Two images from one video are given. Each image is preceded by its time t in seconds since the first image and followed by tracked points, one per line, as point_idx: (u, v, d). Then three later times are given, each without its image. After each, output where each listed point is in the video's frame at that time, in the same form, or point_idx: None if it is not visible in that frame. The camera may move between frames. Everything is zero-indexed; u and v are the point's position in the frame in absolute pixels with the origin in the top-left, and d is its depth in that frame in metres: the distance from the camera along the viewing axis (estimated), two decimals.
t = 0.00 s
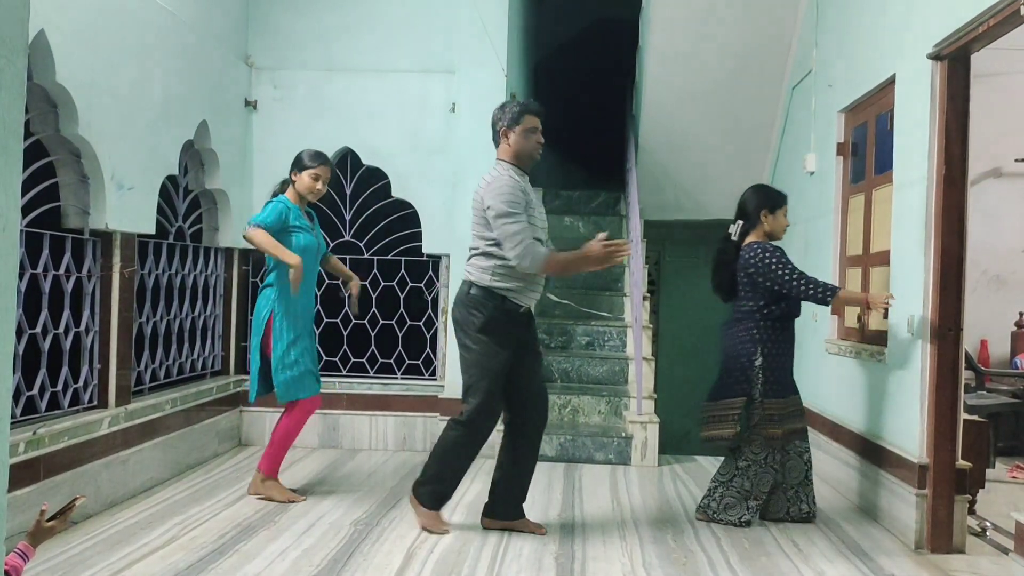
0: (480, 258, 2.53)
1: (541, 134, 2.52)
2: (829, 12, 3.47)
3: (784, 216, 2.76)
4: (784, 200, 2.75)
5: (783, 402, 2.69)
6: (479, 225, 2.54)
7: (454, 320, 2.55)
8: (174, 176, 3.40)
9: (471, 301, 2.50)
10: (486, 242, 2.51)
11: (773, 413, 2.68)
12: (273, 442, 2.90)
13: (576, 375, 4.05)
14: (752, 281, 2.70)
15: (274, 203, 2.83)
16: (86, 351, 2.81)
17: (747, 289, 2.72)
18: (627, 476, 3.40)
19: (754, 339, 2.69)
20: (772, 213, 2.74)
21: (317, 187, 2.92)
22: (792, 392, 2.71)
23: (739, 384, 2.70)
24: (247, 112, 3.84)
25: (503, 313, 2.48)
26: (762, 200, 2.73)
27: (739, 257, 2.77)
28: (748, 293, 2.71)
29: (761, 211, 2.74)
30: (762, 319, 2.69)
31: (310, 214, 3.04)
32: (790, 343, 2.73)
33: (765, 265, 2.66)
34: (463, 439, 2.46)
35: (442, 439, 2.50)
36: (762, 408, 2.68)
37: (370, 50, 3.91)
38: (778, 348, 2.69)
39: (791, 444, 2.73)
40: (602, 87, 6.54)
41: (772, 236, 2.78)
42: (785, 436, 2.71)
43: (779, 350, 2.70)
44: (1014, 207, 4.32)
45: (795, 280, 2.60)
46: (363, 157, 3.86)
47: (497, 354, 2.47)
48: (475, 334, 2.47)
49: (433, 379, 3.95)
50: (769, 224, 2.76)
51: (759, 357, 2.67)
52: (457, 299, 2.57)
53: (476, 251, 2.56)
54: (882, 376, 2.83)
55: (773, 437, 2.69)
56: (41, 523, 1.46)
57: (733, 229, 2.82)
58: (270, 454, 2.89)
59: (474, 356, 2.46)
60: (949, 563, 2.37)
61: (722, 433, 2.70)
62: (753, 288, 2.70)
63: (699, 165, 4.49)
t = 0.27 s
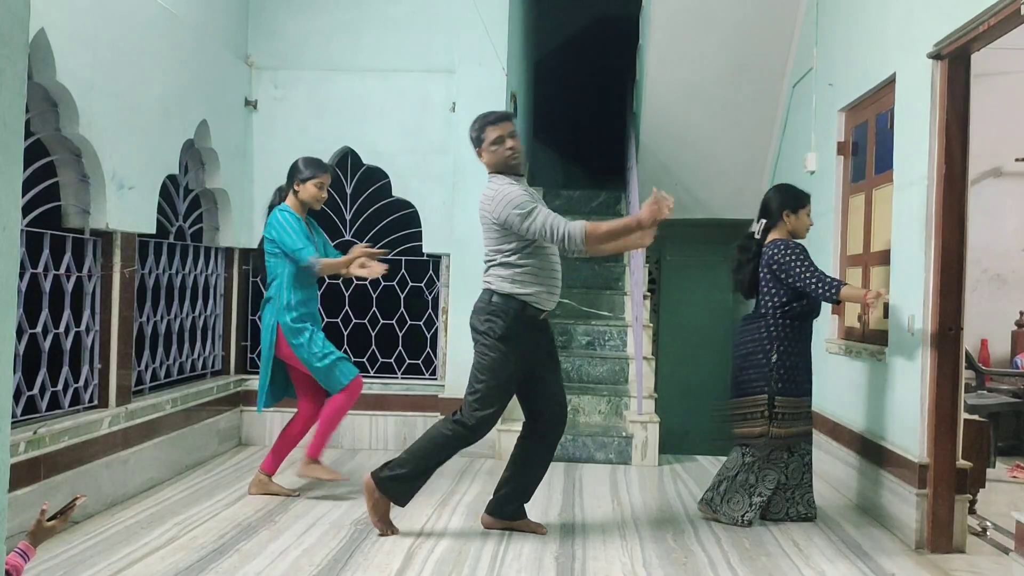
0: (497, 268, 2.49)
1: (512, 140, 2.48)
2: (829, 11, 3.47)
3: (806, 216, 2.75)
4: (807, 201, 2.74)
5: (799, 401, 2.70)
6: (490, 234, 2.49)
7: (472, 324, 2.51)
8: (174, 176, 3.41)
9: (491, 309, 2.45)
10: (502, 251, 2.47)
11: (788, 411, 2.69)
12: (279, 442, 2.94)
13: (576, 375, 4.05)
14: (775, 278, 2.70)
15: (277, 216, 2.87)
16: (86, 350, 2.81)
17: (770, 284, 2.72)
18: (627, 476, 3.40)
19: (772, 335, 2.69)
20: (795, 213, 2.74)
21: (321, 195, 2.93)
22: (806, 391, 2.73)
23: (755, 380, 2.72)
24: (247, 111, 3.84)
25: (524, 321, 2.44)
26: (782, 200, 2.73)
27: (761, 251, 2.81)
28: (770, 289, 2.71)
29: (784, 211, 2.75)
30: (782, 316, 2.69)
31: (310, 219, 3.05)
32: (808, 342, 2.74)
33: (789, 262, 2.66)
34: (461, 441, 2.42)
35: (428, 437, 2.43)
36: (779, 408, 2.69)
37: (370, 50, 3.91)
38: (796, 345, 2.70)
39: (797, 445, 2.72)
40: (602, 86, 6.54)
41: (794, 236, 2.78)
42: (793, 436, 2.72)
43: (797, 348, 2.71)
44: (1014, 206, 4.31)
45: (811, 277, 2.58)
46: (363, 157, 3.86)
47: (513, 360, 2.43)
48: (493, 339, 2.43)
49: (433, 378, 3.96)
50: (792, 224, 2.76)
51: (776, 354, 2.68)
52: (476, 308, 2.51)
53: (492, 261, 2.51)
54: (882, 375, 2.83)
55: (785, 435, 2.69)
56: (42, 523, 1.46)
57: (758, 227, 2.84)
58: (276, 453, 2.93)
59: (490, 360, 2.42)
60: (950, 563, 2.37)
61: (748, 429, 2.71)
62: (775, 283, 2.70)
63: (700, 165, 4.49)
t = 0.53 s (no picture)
0: (503, 268, 2.49)
1: (502, 141, 2.47)
2: (829, 11, 3.47)
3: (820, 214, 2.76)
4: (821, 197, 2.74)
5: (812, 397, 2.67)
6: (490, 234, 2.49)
7: (479, 321, 2.51)
8: (174, 176, 3.41)
9: (499, 306, 2.45)
10: (505, 251, 2.47)
11: (800, 407, 2.66)
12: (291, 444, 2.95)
13: (576, 375, 4.05)
14: (784, 273, 2.70)
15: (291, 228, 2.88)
16: (86, 350, 2.81)
17: (780, 279, 2.71)
18: (627, 476, 3.40)
19: (783, 330, 2.69)
20: (807, 209, 2.74)
21: (339, 200, 2.93)
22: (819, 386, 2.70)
23: (767, 376, 2.72)
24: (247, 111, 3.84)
25: (532, 319, 2.43)
26: (796, 196, 2.74)
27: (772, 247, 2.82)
28: (780, 284, 2.71)
29: (796, 206, 2.75)
30: (793, 310, 2.68)
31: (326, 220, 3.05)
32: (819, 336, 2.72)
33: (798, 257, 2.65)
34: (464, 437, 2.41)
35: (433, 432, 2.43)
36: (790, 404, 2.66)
37: (370, 50, 3.91)
38: (807, 340, 2.69)
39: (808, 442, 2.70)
40: (602, 87, 6.54)
41: (807, 232, 2.78)
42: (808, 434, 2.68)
43: (808, 342, 2.70)
44: (1013, 206, 4.32)
45: (818, 271, 2.57)
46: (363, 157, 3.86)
47: (520, 358, 2.43)
48: (501, 335, 2.43)
49: (433, 378, 3.96)
50: (803, 220, 2.76)
51: (787, 348, 2.67)
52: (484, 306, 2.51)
53: (498, 262, 2.52)
54: (882, 375, 2.83)
55: (795, 431, 2.66)
56: (42, 523, 1.46)
57: (771, 223, 2.86)
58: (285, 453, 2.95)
59: (496, 356, 2.42)
60: (949, 563, 2.37)
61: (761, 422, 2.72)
62: (785, 278, 2.69)
63: (700, 165, 4.49)
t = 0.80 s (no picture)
0: (501, 267, 2.49)
1: (501, 139, 2.47)
2: (829, 12, 3.47)
3: (825, 209, 2.73)
4: (826, 194, 2.70)
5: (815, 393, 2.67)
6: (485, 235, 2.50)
7: (478, 320, 2.51)
8: (173, 176, 3.40)
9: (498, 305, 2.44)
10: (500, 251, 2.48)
11: (802, 403, 2.66)
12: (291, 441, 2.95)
13: (576, 375, 4.06)
14: (789, 270, 2.70)
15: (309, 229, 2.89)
16: (85, 350, 2.81)
17: (785, 275, 2.72)
18: (627, 476, 3.40)
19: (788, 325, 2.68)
20: (810, 205, 2.72)
21: (360, 196, 2.93)
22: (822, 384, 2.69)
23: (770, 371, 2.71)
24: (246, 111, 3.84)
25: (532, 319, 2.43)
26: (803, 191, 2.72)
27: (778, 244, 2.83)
28: (785, 280, 2.71)
29: (801, 202, 2.74)
30: (798, 306, 2.67)
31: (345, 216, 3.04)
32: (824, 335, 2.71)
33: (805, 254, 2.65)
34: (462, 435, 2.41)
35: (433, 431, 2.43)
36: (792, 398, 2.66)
37: (370, 50, 3.91)
38: (811, 337, 2.68)
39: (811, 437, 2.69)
40: (601, 87, 6.54)
41: (815, 228, 2.75)
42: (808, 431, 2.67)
43: (812, 339, 2.69)
44: (1013, 206, 4.32)
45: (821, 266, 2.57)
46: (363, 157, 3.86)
47: (519, 357, 2.43)
48: (501, 335, 2.42)
49: (433, 378, 3.96)
50: (808, 216, 2.74)
51: (791, 343, 2.66)
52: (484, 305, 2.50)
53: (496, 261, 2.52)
54: (881, 376, 2.83)
55: (797, 426, 2.64)
56: (41, 523, 1.46)
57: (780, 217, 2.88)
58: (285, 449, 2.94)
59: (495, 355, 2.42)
60: (948, 563, 2.37)
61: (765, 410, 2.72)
62: (790, 275, 2.70)
63: (699, 165, 4.50)
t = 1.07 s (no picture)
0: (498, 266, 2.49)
1: (496, 138, 2.47)
2: (828, 12, 3.48)
3: (823, 206, 2.72)
4: (823, 191, 2.70)
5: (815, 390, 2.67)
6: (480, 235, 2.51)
7: (476, 318, 2.50)
8: (172, 176, 3.40)
9: (496, 303, 2.45)
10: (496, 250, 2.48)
11: (802, 399, 2.66)
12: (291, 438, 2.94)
13: (575, 375, 4.06)
14: (789, 267, 2.70)
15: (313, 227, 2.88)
16: (85, 350, 2.81)
17: (785, 273, 2.71)
18: (626, 476, 3.40)
19: (788, 322, 2.68)
20: (807, 202, 2.72)
21: (369, 190, 2.93)
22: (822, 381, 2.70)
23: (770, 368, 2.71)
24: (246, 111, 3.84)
25: (530, 318, 2.43)
26: (800, 187, 2.72)
27: (778, 242, 2.83)
28: (785, 278, 2.71)
29: (798, 200, 2.75)
30: (798, 304, 2.67)
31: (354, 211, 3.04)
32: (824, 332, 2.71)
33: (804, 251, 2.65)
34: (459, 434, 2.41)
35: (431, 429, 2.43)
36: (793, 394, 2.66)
37: (369, 50, 3.91)
38: (811, 335, 2.69)
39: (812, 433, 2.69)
40: (601, 87, 6.54)
41: (813, 226, 2.76)
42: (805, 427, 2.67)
43: (812, 337, 2.69)
44: (1013, 206, 4.32)
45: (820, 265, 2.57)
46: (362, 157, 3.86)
47: (517, 355, 2.43)
48: (500, 333, 2.42)
49: (432, 378, 3.96)
50: (805, 213, 2.74)
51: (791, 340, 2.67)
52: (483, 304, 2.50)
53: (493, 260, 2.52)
54: (880, 376, 2.83)
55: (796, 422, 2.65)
56: (39, 523, 1.47)
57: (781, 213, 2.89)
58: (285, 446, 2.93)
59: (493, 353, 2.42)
60: (947, 563, 2.37)
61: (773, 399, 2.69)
62: (789, 273, 2.69)
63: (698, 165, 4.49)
